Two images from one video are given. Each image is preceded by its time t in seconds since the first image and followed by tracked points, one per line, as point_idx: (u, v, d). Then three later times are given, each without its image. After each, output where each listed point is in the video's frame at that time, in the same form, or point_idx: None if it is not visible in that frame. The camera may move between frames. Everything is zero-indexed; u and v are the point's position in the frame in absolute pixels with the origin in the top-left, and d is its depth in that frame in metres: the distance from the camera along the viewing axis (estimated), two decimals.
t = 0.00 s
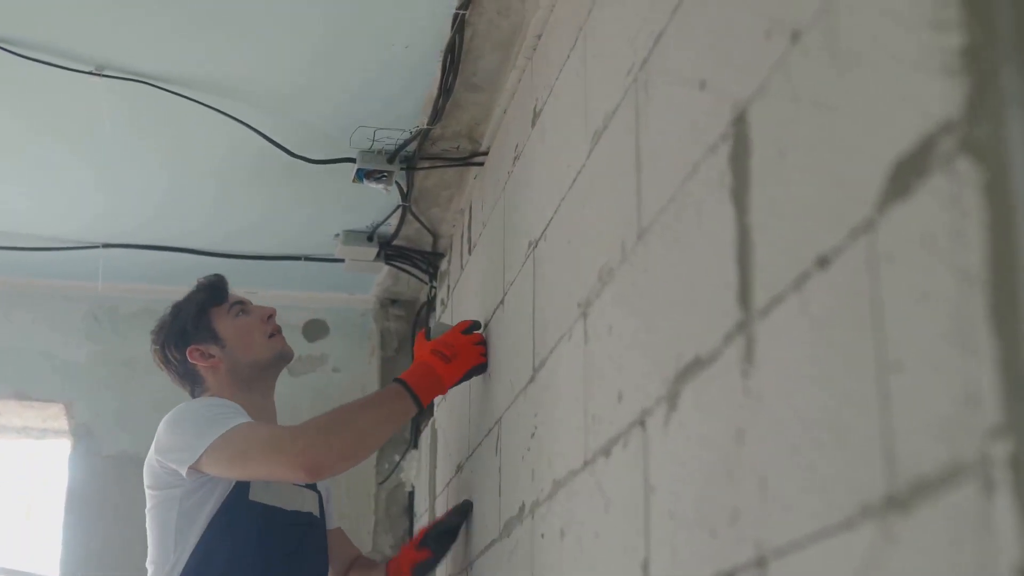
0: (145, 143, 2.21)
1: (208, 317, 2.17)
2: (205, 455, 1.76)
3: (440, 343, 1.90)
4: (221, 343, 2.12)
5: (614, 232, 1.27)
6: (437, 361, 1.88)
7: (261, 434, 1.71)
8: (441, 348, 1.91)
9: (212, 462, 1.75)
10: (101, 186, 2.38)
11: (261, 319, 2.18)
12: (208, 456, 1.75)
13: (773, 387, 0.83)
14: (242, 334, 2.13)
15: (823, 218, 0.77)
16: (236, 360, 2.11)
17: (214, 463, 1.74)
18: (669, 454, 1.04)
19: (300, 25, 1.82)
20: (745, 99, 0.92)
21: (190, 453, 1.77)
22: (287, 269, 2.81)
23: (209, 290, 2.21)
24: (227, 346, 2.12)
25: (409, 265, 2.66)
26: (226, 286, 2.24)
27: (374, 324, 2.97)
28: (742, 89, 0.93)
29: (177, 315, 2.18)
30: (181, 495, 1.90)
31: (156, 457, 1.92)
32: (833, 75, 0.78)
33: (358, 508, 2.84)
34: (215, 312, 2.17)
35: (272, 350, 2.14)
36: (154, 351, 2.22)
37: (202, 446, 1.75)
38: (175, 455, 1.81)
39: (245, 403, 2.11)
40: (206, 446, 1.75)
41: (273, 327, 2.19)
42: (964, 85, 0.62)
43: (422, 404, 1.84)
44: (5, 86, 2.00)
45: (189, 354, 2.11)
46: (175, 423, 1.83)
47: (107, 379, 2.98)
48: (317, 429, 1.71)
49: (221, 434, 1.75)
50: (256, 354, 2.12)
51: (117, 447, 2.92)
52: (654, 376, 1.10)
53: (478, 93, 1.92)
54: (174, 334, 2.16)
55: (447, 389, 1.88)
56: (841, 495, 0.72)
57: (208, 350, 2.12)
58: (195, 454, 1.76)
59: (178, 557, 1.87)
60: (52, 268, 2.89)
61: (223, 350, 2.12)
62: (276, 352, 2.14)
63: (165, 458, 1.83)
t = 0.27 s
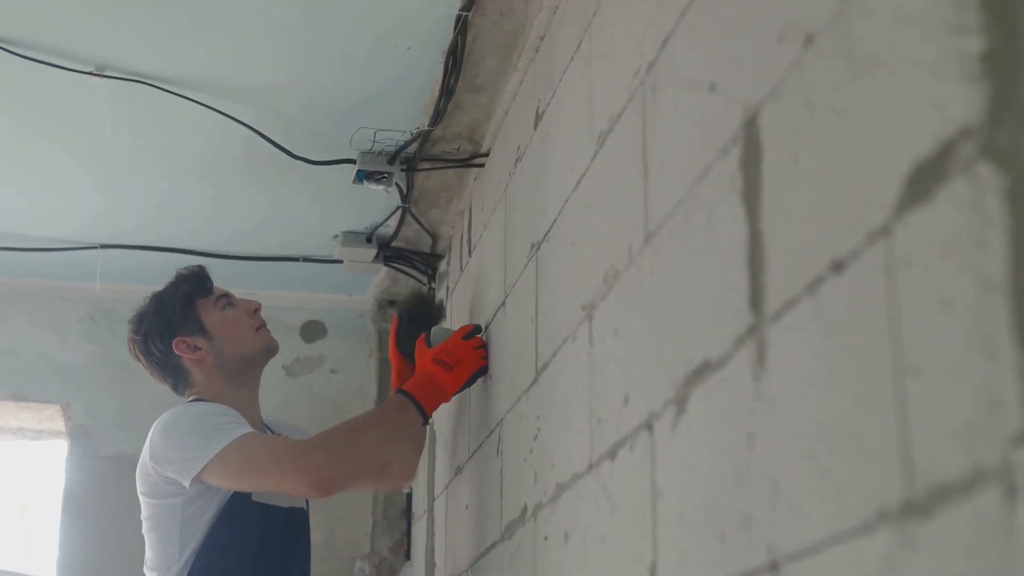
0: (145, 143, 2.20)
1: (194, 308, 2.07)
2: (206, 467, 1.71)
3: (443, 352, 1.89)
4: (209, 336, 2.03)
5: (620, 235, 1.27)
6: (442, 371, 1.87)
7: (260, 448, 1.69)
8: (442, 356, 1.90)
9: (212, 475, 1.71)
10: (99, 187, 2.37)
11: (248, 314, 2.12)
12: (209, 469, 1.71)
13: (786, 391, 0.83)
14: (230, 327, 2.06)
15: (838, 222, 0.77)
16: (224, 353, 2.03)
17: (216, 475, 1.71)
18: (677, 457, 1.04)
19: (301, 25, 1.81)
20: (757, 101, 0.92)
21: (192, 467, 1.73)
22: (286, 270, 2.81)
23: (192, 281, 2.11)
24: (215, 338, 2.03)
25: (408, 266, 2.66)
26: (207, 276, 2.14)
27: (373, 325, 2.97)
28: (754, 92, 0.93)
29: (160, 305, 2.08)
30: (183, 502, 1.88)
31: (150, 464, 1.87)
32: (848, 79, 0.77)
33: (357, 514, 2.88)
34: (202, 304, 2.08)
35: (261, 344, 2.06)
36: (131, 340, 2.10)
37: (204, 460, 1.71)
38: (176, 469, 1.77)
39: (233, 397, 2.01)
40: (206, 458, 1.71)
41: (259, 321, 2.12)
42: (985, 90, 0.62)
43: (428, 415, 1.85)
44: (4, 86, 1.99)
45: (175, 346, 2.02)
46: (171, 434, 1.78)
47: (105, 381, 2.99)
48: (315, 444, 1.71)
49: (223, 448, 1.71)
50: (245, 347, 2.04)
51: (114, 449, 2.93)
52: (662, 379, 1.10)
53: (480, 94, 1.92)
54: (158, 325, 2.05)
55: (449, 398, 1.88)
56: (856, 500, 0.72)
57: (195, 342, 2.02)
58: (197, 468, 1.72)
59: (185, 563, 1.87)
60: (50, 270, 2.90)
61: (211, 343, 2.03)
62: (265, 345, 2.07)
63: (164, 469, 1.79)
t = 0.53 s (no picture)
0: (144, 141, 2.18)
1: (189, 303, 2.06)
2: (209, 469, 1.70)
3: (441, 350, 1.89)
4: (204, 330, 2.02)
5: (623, 233, 1.26)
6: (441, 370, 1.87)
7: (262, 450, 1.67)
8: (441, 355, 1.90)
9: (215, 478, 1.69)
10: (96, 184, 2.35)
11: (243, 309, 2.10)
12: (212, 471, 1.70)
13: (796, 390, 0.83)
14: (224, 322, 2.04)
15: (850, 220, 0.77)
16: (219, 347, 2.01)
17: (218, 477, 1.69)
18: (683, 457, 1.04)
19: (303, 22, 1.80)
20: (765, 99, 0.92)
21: (192, 471, 1.71)
22: (283, 269, 2.80)
23: (185, 275, 2.09)
24: (210, 332, 2.02)
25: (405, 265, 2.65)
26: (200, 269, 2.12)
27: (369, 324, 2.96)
28: (762, 90, 0.92)
29: (153, 300, 2.06)
30: (182, 504, 1.86)
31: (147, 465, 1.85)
32: (859, 77, 0.77)
33: (353, 515, 2.90)
34: (196, 300, 2.07)
35: (255, 339, 2.04)
36: (125, 336, 2.09)
37: (207, 462, 1.70)
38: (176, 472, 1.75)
39: (227, 392, 1.99)
40: (207, 461, 1.70)
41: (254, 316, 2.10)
42: (1004, 88, 0.61)
43: (428, 413, 1.83)
44: (2, 84, 1.97)
45: (170, 339, 2.01)
46: (169, 435, 1.76)
47: (101, 379, 2.98)
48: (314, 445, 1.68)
49: (225, 452, 1.69)
50: (239, 342, 2.02)
51: (110, 447, 2.92)
52: (667, 378, 1.09)
53: (480, 93, 1.91)
54: (152, 318, 2.03)
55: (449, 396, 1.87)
56: (868, 499, 0.72)
57: (190, 336, 2.01)
58: (201, 471, 1.70)
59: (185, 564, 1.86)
60: (45, 268, 2.88)
61: (206, 337, 2.02)
62: (260, 340, 2.05)
63: (163, 472, 1.77)
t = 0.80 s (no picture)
0: (139, 136, 2.17)
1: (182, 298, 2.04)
2: (203, 470, 1.69)
3: (437, 346, 1.89)
4: (198, 324, 2.01)
5: (623, 227, 1.26)
6: (436, 366, 1.86)
7: (258, 451, 1.66)
8: (437, 351, 1.90)
9: (209, 478, 1.68)
10: (89, 179, 2.33)
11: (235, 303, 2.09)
12: (206, 471, 1.68)
13: (801, 384, 0.83)
14: (218, 317, 2.03)
15: (857, 212, 0.76)
16: (213, 342, 2.00)
17: (212, 477, 1.68)
18: (685, 451, 1.03)
19: (300, 15, 1.79)
20: (771, 91, 0.91)
21: (186, 471, 1.70)
22: (277, 266, 2.79)
23: (176, 270, 2.07)
24: (204, 327, 2.01)
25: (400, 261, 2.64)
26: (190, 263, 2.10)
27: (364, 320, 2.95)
28: (767, 81, 0.92)
29: (145, 295, 2.04)
30: (177, 503, 1.86)
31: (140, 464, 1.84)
32: (867, 68, 0.77)
33: (347, 516, 2.89)
34: (187, 295, 2.05)
35: (250, 333, 2.03)
36: (115, 332, 2.06)
37: (201, 463, 1.68)
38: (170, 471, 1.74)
39: (222, 386, 1.97)
40: (202, 461, 1.68)
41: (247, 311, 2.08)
42: (1016, 78, 0.61)
43: (423, 409, 1.82)
44: None
45: (164, 334, 1.98)
46: (162, 434, 1.75)
47: (93, 376, 2.97)
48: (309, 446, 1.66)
49: (219, 453, 1.68)
50: (234, 336, 2.01)
51: (103, 444, 2.91)
52: (669, 372, 1.09)
53: (477, 87, 1.90)
54: (144, 313, 2.02)
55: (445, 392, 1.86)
56: (875, 493, 0.72)
57: (185, 330, 2.00)
58: (194, 471, 1.69)
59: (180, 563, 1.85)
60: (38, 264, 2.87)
61: (201, 331, 2.00)
62: (254, 334, 2.04)
63: (157, 471, 1.76)
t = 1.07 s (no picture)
0: (134, 132, 2.15)
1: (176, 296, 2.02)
2: (192, 466, 1.67)
3: (437, 344, 1.88)
4: (191, 323, 1.99)
5: (624, 223, 1.25)
6: (435, 364, 1.86)
7: (248, 446, 1.64)
8: (436, 349, 1.89)
9: (197, 471, 1.67)
10: (83, 176, 2.31)
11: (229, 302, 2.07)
12: (194, 467, 1.67)
13: (808, 380, 0.82)
14: (212, 315, 2.01)
15: (866, 206, 0.76)
16: (207, 341, 1.98)
17: (200, 472, 1.67)
18: (687, 448, 1.02)
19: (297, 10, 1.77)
20: (776, 84, 0.91)
21: (178, 466, 1.68)
22: (271, 263, 2.77)
23: (171, 267, 2.05)
24: (198, 325, 1.99)
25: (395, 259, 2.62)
26: (184, 260, 2.09)
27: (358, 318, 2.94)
28: (772, 75, 0.91)
29: (138, 293, 2.02)
30: (170, 501, 1.84)
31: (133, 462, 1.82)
32: (876, 60, 0.76)
33: (340, 515, 2.88)
34: (183, 292, 2.03)
35: (244, 332, 2.02)
36: (108, 331, 2.04)
37: (189, 459, 1.67)
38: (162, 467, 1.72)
39: (216, 386, 1.96)
40: (191, 456, 1.67)
41: (241, 310, 2.07)
42: None
43: (420, 407, 1.81)
44: None
45: (157, 333, 1.97)
46: (155, 430, 1.74)
47: (86, 374, 2.95)
48: (301, 443, 1.64)
49: (209, 448, 1.66)
50: (228, 335, 2.00)
51: (96, 442, 2.89)
52: (670, 369, 1.08)
53: (475, 83, 1.89)
54: (137, 312, 2.00)
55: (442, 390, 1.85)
56: (885, 489, 0.71)
57: (178, 329, 1.98)
58: (184, 466, 1.68)
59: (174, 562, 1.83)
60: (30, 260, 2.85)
61: (194, 330, 1.99)
62: (248, 333, 2.02)
63: (150, 467, 1.74)
